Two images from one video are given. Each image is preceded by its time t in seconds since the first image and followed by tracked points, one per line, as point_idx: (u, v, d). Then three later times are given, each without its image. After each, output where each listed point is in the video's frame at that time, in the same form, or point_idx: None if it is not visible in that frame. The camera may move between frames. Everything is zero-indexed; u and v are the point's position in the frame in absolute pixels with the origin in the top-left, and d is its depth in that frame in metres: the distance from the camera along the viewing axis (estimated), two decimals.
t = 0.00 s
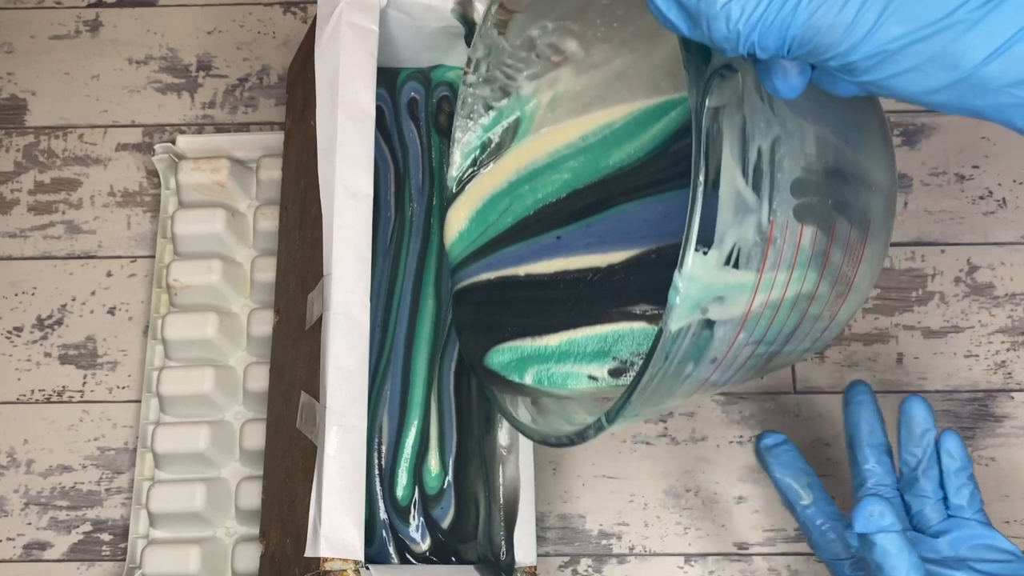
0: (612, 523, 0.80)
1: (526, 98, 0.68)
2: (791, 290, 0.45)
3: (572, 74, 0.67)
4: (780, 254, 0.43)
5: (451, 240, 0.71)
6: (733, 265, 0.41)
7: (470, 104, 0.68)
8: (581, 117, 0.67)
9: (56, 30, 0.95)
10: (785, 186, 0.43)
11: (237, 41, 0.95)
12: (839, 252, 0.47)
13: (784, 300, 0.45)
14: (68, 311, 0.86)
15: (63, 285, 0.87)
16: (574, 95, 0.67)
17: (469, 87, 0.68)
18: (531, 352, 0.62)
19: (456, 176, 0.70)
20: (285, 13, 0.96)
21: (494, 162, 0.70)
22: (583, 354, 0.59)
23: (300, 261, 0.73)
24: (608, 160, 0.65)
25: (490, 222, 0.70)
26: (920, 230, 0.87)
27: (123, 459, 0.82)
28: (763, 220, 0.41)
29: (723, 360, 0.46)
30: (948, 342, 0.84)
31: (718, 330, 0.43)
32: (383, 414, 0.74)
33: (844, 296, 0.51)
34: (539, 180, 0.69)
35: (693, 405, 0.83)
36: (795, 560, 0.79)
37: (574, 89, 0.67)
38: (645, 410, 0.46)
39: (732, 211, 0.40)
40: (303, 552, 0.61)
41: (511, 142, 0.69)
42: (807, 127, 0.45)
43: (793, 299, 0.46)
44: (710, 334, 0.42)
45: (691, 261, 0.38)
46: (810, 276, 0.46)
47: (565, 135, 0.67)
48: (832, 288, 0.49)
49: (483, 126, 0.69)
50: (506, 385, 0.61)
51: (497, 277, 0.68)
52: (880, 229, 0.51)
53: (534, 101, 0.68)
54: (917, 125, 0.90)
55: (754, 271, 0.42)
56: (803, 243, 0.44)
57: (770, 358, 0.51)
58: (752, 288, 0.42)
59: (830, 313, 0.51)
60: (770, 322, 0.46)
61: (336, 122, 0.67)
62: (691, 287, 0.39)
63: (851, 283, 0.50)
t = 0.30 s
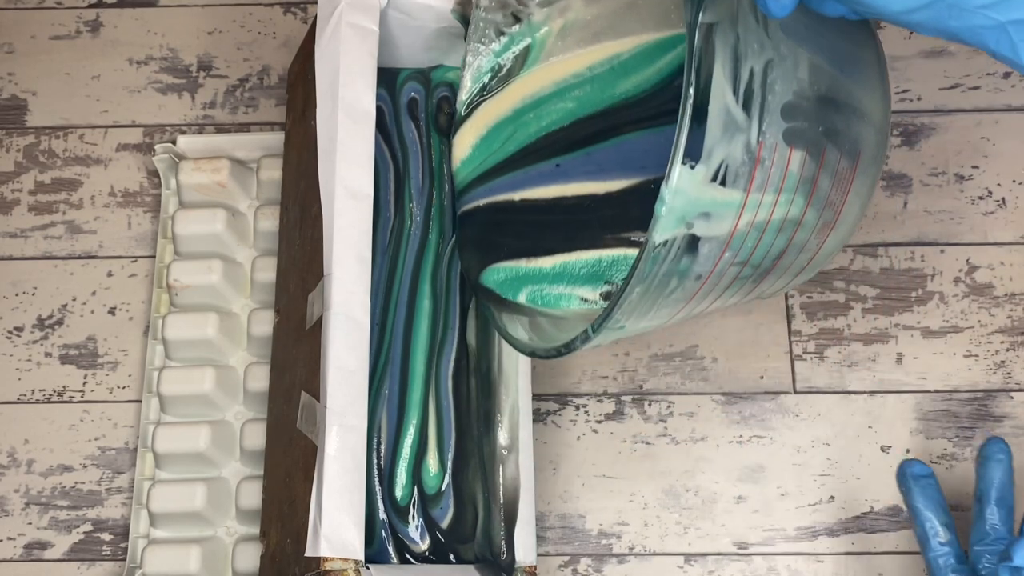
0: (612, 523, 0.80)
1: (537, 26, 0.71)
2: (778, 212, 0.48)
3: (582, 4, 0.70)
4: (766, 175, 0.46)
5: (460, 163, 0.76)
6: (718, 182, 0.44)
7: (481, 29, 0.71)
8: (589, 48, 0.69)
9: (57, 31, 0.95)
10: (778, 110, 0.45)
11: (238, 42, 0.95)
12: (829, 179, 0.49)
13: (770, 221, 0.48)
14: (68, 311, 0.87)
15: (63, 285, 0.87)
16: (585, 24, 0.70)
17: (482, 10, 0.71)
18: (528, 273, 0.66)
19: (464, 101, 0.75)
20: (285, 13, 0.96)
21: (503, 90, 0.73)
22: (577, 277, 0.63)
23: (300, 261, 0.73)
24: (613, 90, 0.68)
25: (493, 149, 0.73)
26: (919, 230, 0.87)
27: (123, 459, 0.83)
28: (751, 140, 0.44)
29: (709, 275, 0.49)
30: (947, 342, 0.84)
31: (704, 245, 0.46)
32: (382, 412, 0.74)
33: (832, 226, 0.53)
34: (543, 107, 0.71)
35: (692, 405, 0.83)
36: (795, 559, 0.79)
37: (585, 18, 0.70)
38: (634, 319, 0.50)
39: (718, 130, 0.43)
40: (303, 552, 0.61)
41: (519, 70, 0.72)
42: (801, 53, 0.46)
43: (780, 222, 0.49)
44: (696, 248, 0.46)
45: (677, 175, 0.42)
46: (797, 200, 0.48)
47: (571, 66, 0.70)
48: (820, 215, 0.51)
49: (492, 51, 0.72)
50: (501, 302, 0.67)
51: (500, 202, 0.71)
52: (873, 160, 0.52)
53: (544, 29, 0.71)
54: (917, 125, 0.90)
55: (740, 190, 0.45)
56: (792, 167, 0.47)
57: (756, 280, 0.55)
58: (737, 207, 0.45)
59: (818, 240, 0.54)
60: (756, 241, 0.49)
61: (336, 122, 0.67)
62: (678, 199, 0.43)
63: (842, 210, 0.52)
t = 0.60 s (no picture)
0: (612, 523, 0.80)
1: None
2: (770, 144, 0.49)
3: None
4: (759, 105, 0.47)
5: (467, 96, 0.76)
6: (709, 110, 0.46)
7: None
8: None
9: (57, 31, 0.95)
10: (773, 40, 0.46)
11: (238, 42, 0.95)
12: (821, 113, 0.50)
13: (763, 152, 0.49)
14: (68, 311, 0.87)
15: (63, 285, 0.87)
16: None
17: None
18: (527, 204, 0.68)
19: (474, 33, 0.74)
20: (285, 13, 0.96)
21: (511, 24, 0.72)
22: (575, 208, 0.65)
23: (300, 262, 0.73)
24: (619, 26, 0.69)
25: (500, 83, 0.73)
26: (919, 230, 0.88)
27: (123, 459, 0.83)
28: (742, 70, 0.46)
29: (701, 206, 0.51)
30: (947, 342, 0.84)
31: (696, 173, 0.48)
32: (382, 411, 0.74)
33: (826, 162, 0.54)
34: (550, 41, 0.71)
35: (692, 405, 0.83)
36: (795, 559, 0.79)
37: None
38: (627, 245, 0.53)
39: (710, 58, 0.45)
40: (303, 552, 0.61)
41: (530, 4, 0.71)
42: None
43: (773, 154, 0.50)
44: (687, 176, 0.48)
45: (667, 101, 0.45)
46: (789, 133, 0.50)
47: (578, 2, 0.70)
48: (813, 149, 0.52)
49: None
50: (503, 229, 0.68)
51: (502, 134, 0.73)
52: (865, 97, 0.53)
53: None
54: (917, 125, 0.90)
55: (731, 119, 0.47)
56: (785, 98, 0.48)
57: (750, 215, 0.56)
58: (728, 135, 0.47)
59: (813, 176, 0.55)
60: (748, 173, 0.50)
61: (336, 122, 0.67)
62: (667, 125, 0.45)
63: (835, 146, 0.53)
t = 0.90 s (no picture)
0: (612, 523, 0.80)
1: None
2: (746, 94, 0.53)
3: None
4: (735, 55, 0.51)
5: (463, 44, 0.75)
6: (687, 57, 0.50)
7: None
8: None
9: (57, 31, 0.95)
10: None
11: (238, 42, 0.95)
12: (799, 67, 0.54)
13: (739, 101, 0.53)
14: (68, 311, 0.87)
15: (63, 284, 0.87)
16: None
17: None
18: (512, 148, 0.69)
19: None
20: (285, 13, 0.96)
21: None
22: (557, 155, 0.66)
23: (300, 262, 0.73)
24: None
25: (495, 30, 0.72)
26: (919, 230, 0.88)
27: (123, 459, 0.83)
28: (720, 19, 0.49)
29: (678, 151, 0.54)
30: (947, 342, 0.84)
31: (673, 119, 0.52)
32: (382, 410, 0.74)
33: (805, 115, 0.58)
34: None
35: (693, 405, 0.84)
36: (794, 559, 0.79)
37: None
38: (607, 188, 0.56)
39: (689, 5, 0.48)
40: (303, 552, 0.61)
41: None
42: None
43: (749, 104, 0.54)
44: (664, 120, 0.52)
45: (645, 44, 0.48)
46: (766, 85, 0.53)
47: None
48: (789, 102, 0.55)
49: None
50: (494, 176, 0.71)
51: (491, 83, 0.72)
52: (848, 54, 0.56)
53: None
54: (917, 125, 0.90)
55: (708, 67, 0.50)
56: (762, 48, 0.51)
57: (728, 163, 0.60)
58: (704, 83, 0.51)
59: (791, 128, 0.58)
60: (725, 121, 0.54)
61: (337, 122, 0.67)
62: (645, 68, 0.48)
63: (812, 100, 0.57)
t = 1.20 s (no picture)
0: (612, 523, 0.80)
1: None
2: (760, 103, 0.54)
3: None
4: (746, 67, 0.52)
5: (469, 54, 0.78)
6: (698, 73, 0.51)
7: None
8: None
9: (57, 31, 0.95)
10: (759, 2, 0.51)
11: (238, 42, 0.95)
12: (811, 73, 0.55)
13: (753, 111, 0.54)
14: (68, 311, 0.87)
15: (63, 284, 0.87)
16: None
17: None
18: (522, 159, 0.71)
19: None
20: (285, 13, 0.96)
21: None
22: (566, 165, 0.68)
23: (300, 262, 0.73)
24: None
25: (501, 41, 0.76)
26: (919, 230, 0.88)
27: (123, 459, 0.83)
28: (729, 31, 0.51)
29: (694, 162, 0.56)
30: (947, 343, 0.84)
31: (685, 132, 0.54)
32: (382, 410, 0.74)
33: (818, 118, 0.59)
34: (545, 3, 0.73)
35: (693, 405, 0.84)
36: (794, 559, 0.79)
37: None
38: (626, 200, 0.58)
39: (697, 22, 0.50)
40: (303, 552, 0.61)
41: None
42: None
43: (763, 113, 0.55)
44: (676, 134, 0.53)
45: (654, 63, 0.50)
46: (778, 93, 0.54)
47: None
48: (803, 107, 0.57)
49: None
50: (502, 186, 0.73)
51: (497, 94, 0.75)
52: (858, 58, 0.57)
53: None
54: (917, 125, 0.91)
55: (720, 81, 0.52)
56: (774, 58, 0.52)
57: (746, 170, 0.61)
58: (715, 96, 0.52)
59: (805, 131, 0.60)
60: (739, 130, 0.55)
61: (337, 123, 0.67)
62: (655, 88, 0.51)
63: (826, 104, 0.58)
